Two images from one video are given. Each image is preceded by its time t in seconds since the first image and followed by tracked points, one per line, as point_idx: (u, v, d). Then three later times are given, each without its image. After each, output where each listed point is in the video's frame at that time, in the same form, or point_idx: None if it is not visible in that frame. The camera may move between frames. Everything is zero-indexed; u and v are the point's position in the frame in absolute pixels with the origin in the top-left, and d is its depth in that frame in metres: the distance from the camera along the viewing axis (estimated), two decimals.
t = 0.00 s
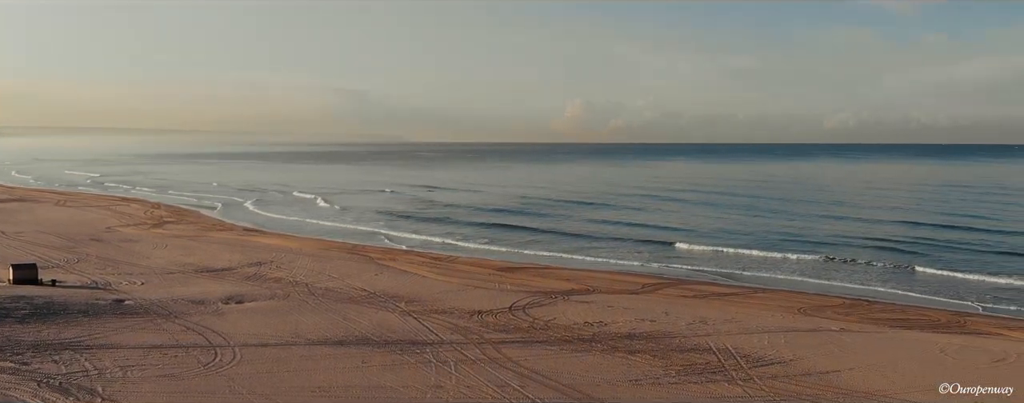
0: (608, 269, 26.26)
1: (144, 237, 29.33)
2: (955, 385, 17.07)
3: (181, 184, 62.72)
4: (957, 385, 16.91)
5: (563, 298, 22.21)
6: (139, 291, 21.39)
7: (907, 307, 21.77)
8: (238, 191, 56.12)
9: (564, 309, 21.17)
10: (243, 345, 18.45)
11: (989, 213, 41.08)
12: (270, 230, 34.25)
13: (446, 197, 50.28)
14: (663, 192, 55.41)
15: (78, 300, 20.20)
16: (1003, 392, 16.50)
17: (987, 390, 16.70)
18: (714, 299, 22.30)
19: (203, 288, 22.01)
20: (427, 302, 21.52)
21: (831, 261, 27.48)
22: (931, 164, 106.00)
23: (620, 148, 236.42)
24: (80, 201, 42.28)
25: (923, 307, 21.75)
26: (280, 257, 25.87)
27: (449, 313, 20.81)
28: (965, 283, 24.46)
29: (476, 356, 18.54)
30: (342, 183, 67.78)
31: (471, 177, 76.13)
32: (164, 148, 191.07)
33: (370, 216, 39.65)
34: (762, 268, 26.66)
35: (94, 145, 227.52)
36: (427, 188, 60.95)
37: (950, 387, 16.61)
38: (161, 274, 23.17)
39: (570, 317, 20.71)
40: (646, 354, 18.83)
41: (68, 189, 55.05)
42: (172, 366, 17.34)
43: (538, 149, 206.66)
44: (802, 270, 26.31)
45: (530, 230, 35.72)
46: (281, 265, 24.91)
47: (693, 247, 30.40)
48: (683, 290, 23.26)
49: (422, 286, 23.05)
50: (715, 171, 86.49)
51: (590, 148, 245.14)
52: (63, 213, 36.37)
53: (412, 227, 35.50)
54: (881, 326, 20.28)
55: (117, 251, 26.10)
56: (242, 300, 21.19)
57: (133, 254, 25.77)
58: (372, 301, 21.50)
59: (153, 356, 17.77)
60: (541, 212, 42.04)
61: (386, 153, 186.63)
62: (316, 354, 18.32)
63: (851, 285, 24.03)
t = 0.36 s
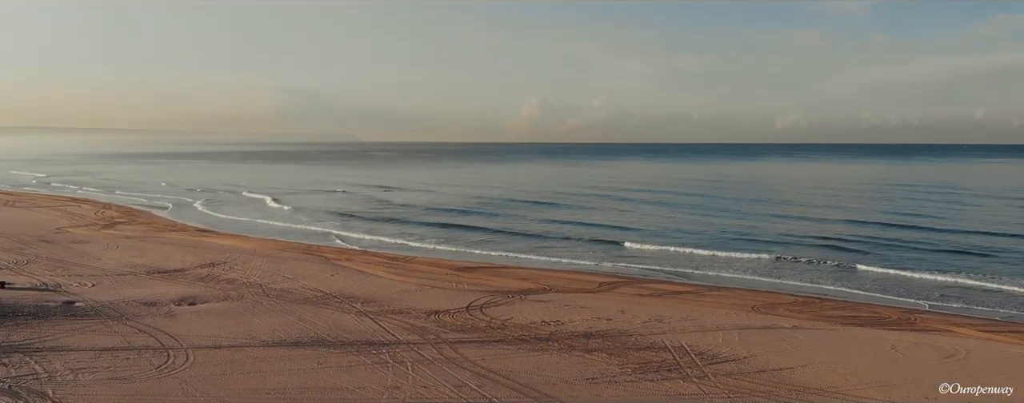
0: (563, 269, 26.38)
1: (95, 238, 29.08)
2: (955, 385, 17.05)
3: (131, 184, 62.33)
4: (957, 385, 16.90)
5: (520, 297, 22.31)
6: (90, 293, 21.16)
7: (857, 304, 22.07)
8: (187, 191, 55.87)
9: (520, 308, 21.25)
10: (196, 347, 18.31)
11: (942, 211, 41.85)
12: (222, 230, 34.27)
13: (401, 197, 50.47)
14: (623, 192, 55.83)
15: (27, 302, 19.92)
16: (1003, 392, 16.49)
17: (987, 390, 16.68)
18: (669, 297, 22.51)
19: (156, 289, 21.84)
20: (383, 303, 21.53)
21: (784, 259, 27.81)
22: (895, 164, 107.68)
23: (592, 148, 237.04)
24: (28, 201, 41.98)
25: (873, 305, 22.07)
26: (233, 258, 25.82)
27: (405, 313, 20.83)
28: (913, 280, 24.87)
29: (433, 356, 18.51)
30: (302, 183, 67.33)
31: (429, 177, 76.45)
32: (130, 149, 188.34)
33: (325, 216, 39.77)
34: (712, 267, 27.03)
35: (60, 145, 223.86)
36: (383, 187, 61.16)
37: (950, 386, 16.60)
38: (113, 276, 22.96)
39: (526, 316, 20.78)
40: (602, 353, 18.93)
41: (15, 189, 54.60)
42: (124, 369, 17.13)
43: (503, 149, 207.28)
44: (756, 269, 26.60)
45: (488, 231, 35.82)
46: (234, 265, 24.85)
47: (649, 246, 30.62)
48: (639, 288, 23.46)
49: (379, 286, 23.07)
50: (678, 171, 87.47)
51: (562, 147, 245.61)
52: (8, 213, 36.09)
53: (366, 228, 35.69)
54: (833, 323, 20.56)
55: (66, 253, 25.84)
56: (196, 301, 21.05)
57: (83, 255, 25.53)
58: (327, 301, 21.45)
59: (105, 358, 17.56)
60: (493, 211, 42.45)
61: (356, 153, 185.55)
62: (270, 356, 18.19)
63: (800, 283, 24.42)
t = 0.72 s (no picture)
0: (522, 269, 26.49)
1: (48, 239, 28.77)
2: (955, 385, 17.07)
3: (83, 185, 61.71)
4: (957, 385, 16.91)
5: (480, 297, 22.36)
6: (43, 295, 20.91)
7: (812, 302, 22.37)
8: (138, 191, 55.44)
9: (480, 308, 21.32)
10: (152, 349, 18.14)
11: (898, 210, 42.57)
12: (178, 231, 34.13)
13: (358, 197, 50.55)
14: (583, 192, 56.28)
15: None
16: (1003, 392, 16.49)
17: (987, 389, 16.69)
18: (628, 296, 22.67)
19: (111, 290, 21.64)
20: (343, 304, 21.51)
21: (742, 259, 28.11)
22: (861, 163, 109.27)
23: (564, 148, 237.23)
24: None
25: (828, 302, 22.40)
26: (189, 259, 25.71)
27: (365, 313, 20.82)
28: (866, 279, 25.27)
29: (392, 356, 18.44)
30: (261, 183, 66.87)
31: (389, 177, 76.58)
32: (94, 148, 185.18)
33: (283, 217, 39.79)
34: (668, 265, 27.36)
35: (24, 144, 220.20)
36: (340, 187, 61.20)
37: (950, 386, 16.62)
38: (66, 277, 22.71)
39: (486, 315, 20.85)
40: (562, 351, 18.99)
41: None
42: (78, 371, 16.89)
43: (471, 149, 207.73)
44: (715, 268, 26.85)
45: (448, 231, 35.91)
46: (190, 267, 24.73)
47: (609, 245, 30.81)
48: (598, 288, 23.63)
49: (338, 287, 23.05)
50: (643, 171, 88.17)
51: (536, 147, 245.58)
52: None
53: (324, 228, 35.83)
54: (790, 320, 20.80)
55: (17, 254, 25.52)
56: (151, 302, 20.90)
57: (35, 256, 25.24)
58: (286, 302, 21.39)
59: (59, 361, 17.32)
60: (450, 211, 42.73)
61: (325, 153, 184.00)
62: (228, 357, 18.05)
63: (755, 281, 24.75)
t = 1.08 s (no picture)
0: (479, 269, 26.60)
1: None
2: (955, 385, 17.05)
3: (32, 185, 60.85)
4: (957, 385, 16.88)
5: (439, 297, 22.40)
6: None
7: (768, 300, 22.65)
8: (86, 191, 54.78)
9: (440, 307, 21.35)
10: (106, 351, 17.96)
11: (851, 210, 43.28)
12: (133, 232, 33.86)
13: (314, 197, 50.45)
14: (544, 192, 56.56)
15: None
16: (1002, 392, 16.45)
17: (986, 389, 16.65)
18: (587, 295, 22.82)
19: (64, 292, 21.42)
20: (301, 305, 21.47)
21: (699, 258, 28.41)
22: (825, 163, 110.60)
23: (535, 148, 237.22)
24: None
25: (783, 300, 22.70)
26: (144, 260, 25.56)
27: (323, 314, 20.79)
28: (819, 277, 25.66)
29: (351, 357, 18.37)
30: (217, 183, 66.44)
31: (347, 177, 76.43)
32: (46, 148, 182.32)
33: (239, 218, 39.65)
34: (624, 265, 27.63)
35: None
36: (295, 187, 61.05)
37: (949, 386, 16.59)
38: (18, 279, 22.42)
39: (445, 315, 20.89)
40: (521, 351, 19.03)
41: None
42: (31, 374, 16.65)
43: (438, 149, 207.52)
44: (672, 267, 27.10)
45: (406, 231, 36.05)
46: (146, 268, 24.55)
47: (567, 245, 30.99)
48: (559, 287, 23.76)
49: (296, 288, 23.01)
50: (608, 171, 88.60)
51: (506, 147, 245.42)
52: None
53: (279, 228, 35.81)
54: (747, 318, 21.02)
55: None
56: (105, 304, 20.73)
57: None
58: (242, 303, 21.32)
59: (10, 364, 17.07)
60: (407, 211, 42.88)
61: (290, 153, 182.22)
62: (183, 359, 17.90)
63: (710, 280, 25.05)
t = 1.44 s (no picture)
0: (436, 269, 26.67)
1: None
2: (955, 385, 17.03)
3: None
4: (957, 385, 16.84)
5: (399, 297, 22.41)
6: None
7: (724, 299, 22.90)
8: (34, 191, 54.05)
9: (399, 308, 21.37)
10: (59, 354, 17.75)
11: (807, 209, 43.91)
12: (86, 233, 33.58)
13: (270, 197, 50.28)
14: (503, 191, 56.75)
15: None
16: (1002, 392, 16.41)
17: (986, 389, 16.62)
18: (546, 294, 22.94)
19: (17, 294, 21.18)
20: (258, 306, 21.40)
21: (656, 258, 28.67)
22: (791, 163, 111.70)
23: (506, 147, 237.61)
24: None
25: (739, 299, 22.95)
26: (97, 262, 25.36)
27: (280, 315, 20.73)
28: (771, 276, 26.02)
29: (308, 358, 18.29)
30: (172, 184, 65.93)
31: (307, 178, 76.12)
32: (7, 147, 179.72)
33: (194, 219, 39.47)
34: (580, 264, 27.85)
35: None
36: (252, 186, 60.79)
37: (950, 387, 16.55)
38: None
39: (405, 315, 20.92)
40: (480, 351, 19.05)
41: None
42: None
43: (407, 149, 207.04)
44: (630, 266, 27.30)
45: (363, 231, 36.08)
46: (99, 269, 24.34)
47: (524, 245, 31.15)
48: (518, 287, 23.86)
49: (254, 289, 22.93)
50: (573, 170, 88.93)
51: (478, 147, 245.03)
52: None
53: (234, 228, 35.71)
54: (704, 317, 21.22)
55: None
56: (58, 306, 20.54)
57: None
58: (199, 304, 21.22)
59: None
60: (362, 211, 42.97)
61: (257, 152, 180.55)
62: (138, 361, 17.73)
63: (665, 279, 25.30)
